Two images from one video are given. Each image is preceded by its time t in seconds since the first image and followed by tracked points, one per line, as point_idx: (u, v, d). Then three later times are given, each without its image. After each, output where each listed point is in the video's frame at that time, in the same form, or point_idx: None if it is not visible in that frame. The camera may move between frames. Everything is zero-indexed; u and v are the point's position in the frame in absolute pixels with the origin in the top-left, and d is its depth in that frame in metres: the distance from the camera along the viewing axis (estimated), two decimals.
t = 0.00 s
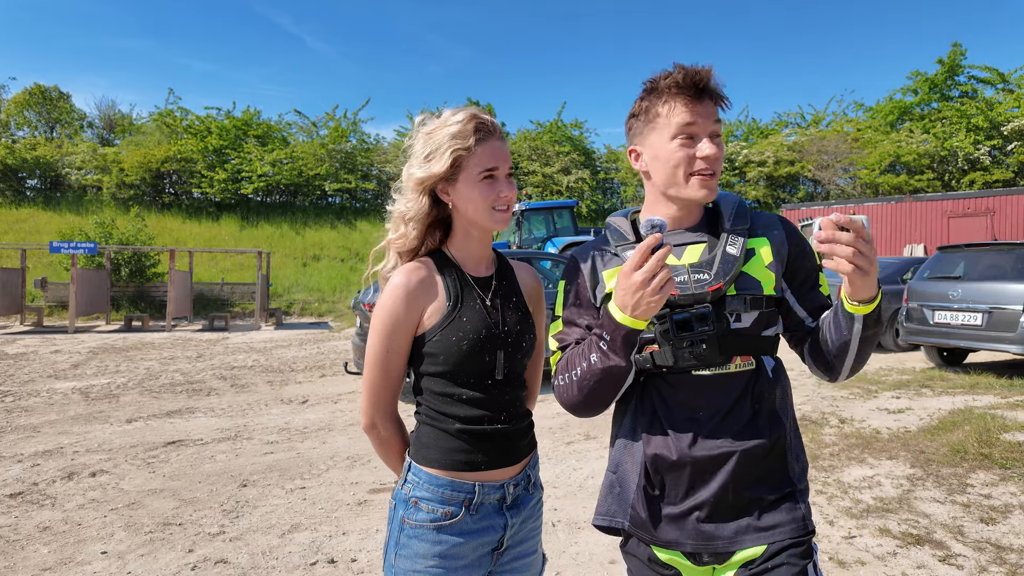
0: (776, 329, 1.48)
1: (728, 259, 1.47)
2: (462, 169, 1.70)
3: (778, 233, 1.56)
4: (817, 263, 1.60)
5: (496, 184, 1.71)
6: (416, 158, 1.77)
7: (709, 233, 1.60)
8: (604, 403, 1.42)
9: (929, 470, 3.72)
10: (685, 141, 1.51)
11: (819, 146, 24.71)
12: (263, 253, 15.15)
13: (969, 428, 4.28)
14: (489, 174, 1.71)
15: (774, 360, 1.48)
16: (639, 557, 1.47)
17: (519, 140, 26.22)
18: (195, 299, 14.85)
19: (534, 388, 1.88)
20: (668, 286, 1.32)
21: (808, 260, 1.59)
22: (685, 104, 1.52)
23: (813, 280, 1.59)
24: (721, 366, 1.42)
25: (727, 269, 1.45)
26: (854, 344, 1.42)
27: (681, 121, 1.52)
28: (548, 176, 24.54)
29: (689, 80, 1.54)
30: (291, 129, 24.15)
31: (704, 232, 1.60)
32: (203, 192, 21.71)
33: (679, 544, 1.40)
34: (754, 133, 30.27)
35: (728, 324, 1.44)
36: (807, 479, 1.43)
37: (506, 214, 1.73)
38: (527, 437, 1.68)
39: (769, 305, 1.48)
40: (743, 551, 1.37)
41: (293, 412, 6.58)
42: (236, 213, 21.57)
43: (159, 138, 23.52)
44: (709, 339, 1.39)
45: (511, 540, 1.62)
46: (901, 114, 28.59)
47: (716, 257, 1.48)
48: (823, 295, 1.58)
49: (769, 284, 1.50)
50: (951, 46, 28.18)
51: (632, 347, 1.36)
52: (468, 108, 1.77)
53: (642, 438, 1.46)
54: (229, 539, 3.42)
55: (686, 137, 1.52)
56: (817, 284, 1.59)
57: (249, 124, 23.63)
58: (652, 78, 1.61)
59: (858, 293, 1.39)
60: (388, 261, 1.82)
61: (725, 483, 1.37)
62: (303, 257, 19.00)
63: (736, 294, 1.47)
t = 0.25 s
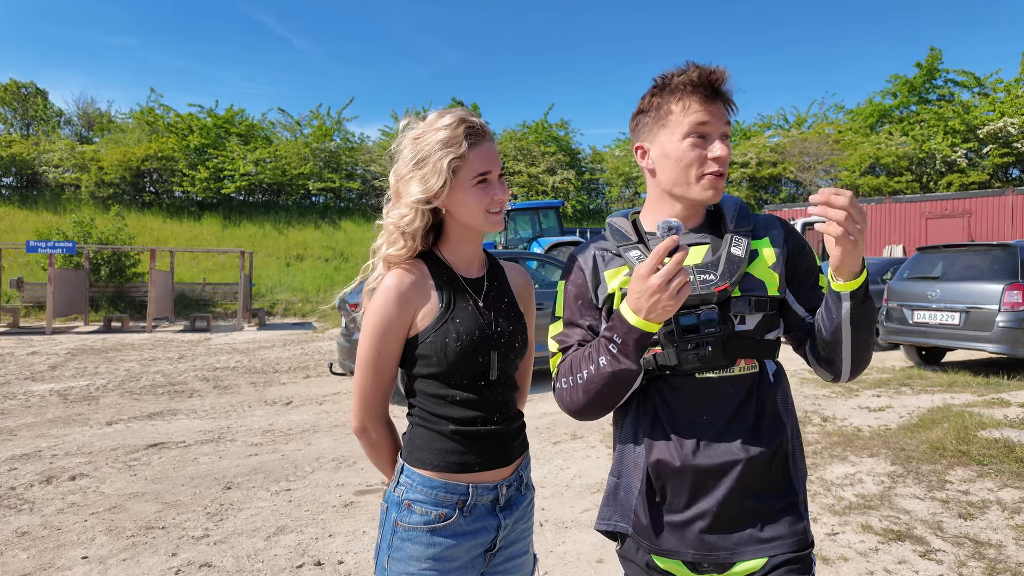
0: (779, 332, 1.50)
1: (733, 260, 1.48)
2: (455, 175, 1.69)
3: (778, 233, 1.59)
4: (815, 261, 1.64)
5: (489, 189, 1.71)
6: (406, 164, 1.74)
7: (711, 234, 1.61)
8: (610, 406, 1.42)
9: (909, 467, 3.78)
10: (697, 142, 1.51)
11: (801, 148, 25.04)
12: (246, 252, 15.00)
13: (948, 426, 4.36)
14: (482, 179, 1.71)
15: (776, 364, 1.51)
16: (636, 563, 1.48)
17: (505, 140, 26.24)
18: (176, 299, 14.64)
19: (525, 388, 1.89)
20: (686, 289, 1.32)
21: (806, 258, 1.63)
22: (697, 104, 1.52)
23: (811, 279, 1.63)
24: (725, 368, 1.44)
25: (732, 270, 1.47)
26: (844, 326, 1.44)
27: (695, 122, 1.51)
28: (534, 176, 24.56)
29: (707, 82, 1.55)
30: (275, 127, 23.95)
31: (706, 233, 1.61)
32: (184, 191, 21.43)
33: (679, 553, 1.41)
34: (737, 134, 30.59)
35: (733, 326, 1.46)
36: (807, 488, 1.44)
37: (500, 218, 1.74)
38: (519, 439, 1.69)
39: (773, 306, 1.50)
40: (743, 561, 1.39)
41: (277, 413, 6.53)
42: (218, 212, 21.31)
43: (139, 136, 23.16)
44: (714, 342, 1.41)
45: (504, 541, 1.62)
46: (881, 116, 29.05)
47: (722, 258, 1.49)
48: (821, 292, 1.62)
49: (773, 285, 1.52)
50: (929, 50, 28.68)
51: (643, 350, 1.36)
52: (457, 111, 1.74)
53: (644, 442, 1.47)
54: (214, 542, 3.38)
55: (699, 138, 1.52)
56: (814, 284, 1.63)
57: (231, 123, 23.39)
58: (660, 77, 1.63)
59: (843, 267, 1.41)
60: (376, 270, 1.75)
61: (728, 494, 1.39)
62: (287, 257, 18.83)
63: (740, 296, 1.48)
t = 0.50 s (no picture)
0: (774, 329, 1.55)
1: (733, 253, 1.51)
2: (435, 174, 1.68)
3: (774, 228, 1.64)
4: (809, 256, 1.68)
5: (469, 188, 1.72)
6: (385, 162, 1.73)
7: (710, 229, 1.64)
8: (611, 392, 1.44)
9: (877, 462, 3.89)
10: (700, 143, 1.54)
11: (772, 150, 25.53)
12: (217, 252, 14.72)
13: (914, 421, 4.49)
14: (462, 178, 1.71)
15: (771, 362, 1.54)
16: (629, 558, 1.52)
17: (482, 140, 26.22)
18: (145, 299, 14.29)
19: (508, 386, 1.90)
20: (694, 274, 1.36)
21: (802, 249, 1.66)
22: (701, 105, 1.54)
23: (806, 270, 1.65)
24: (721, 363, 1.47)
25: (732, 262, 1.50)
26: (790, 262, 1.47)
27: (698, 122, 1.53)
28: (511, 176, 24.59)
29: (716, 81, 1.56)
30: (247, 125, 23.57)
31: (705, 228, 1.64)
32: (153, 189, 20.96)
33: (668, 548, 1.45)
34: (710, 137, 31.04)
35: (730, 320, 1.49)
36: (797, 486, 1.48)
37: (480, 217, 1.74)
38: (501, 436, 1.70)
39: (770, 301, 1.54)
40: (731, 558, 1.43)
41: (250, 415, 6.43)
42: (189, 211, 20.87)
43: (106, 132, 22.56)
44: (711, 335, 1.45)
45: (485, 539, 1.63)
46: (849, 120, 29.75)
47: (722, 251, 1.52)
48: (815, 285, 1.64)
49: (770, 278, 1.55)
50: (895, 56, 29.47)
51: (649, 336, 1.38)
52: (436, 108, 1.74)
53: (638, 433, 1.50)
54: (187, 546, 3.32)
55: (703, 138, 1.54)
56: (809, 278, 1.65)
57: (202, 120, 22.93)
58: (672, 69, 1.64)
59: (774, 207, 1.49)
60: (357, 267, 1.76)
61: (720, 490, 1.42)
62: (259, 256, 18.52)
63: (738, 290, 1.51)
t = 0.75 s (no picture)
0: (765, 330, 1.53)
1: (715, 254, 1.51)
2: (414, 175, 1.69)
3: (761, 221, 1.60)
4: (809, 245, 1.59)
5: (449, 190, 1.72)
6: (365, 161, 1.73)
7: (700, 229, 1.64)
8: (589, 391, 1.52)
9: (848, 457, 3.99)
10: (667, 148, 1.56)
11: (745, 153, 25.92)
12: (189, 251, 14.44)
13: (882, 418, 4.62)
14: (442, 180, 1.71)
15: (760, 363, 1.54)
16: (613, 553, 1.59)
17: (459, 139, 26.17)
18: (114, 300, 13.94)
19: (491, 387, 1.92)
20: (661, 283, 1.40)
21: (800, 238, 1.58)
22: (665, 111, 1.56)
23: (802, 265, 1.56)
24: (701, 365, 1.50)
25: (711, 264, 1.51)
26: (746, 273, 1.45)
27: (664, 129, 1.56)
28: (488, 176, 24.57)
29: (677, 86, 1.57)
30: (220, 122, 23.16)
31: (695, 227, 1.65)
32: (122, 187, 20.47)
33: (650, 541, 1.51)
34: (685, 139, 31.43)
35: (711, 323, 1.50)
36: (783, 485, 1.49)
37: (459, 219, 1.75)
38: (483, 436, 1.71)
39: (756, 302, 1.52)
40: (712, 556, 1.46)
41: (224, 417, 6.33)
42: (159, 209, 20.42)
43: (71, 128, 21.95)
44: (688, 338, 1.48)
45: (467, 539, 1.64)
46: (819, 123, 30.40)
47: (704, 252, 1.53)
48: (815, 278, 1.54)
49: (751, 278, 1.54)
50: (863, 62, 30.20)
51: (620, 339, 1.45)
52: (418, 109, 1.74)
53: (621, 430, 1.57)
54: (161, 550, 3.26)
55: (672, 144, 1.56)
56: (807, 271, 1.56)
57: (173, 117, 22.48)
58: (637, 73, 1.67)
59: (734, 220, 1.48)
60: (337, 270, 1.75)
61: (699, 487, 1.46)
62: (232, 256, 18.20)
63: (721, 292, 1.53)
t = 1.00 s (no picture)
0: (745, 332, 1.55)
1: (691, 260, 1.54)
2: (393, 177, 1.68)
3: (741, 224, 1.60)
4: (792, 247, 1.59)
5: (430, 191, 1.72)
6: (345, 161, 1.73)
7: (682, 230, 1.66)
8: (570, 392, 1.55)
9: (822, 453, 4.08)
10: (636, 154, 1.59)
11: (721, 154, 26.25)
12: (162, 251, 14.15)
13: (855, 414, 4.73)
14: (423, 181, 1.71)
15: (743, 365, 1.56)
16: (598, 547, 1.62)
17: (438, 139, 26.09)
18: (83, 300, 13.60)
19: (475, 387, 1.92)
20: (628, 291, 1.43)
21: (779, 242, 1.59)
22: (632, 117, 1.57)
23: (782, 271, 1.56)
24: (682, 367, 1.53)
25: (687, 271, 1.53)
26: (715, 286, 1.45)
27: (632, 136, 1.58)
28: (467, 176, 24.53)
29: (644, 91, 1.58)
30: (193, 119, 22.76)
31: (678, 228, 1.66)
32: (91, 184, 20.00)
33: (634, 539, 1.54)
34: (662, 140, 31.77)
35: (690, 327, 1.54)
36: (763, 484, 1.51)
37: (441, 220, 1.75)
38: (468, 437, 1.71)
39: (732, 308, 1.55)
40: (692, 553, 1.48)
41: (199, 420, 6.22)
42: (130, 208, 19.97)
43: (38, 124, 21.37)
44: (664, 343, 1.51)
45: (450, 541, 1.64)
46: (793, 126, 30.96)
47: (681, 258, 1.56)
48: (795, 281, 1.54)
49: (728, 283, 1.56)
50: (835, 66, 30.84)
51: (594, 344, 1.49)
52: (398, 106, 1.73)
53: (605, 428, 1.61)
54: (136, 555, 3.19)
55: (641, 150, 1.58)
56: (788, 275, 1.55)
57: (145, 114, 22.03)
58: (606, 76, 1.68)
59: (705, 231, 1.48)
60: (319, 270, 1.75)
61: (679, 486, 1.48)
62: (206, 256, 17.89)
63: (699, 297, 1.56)
